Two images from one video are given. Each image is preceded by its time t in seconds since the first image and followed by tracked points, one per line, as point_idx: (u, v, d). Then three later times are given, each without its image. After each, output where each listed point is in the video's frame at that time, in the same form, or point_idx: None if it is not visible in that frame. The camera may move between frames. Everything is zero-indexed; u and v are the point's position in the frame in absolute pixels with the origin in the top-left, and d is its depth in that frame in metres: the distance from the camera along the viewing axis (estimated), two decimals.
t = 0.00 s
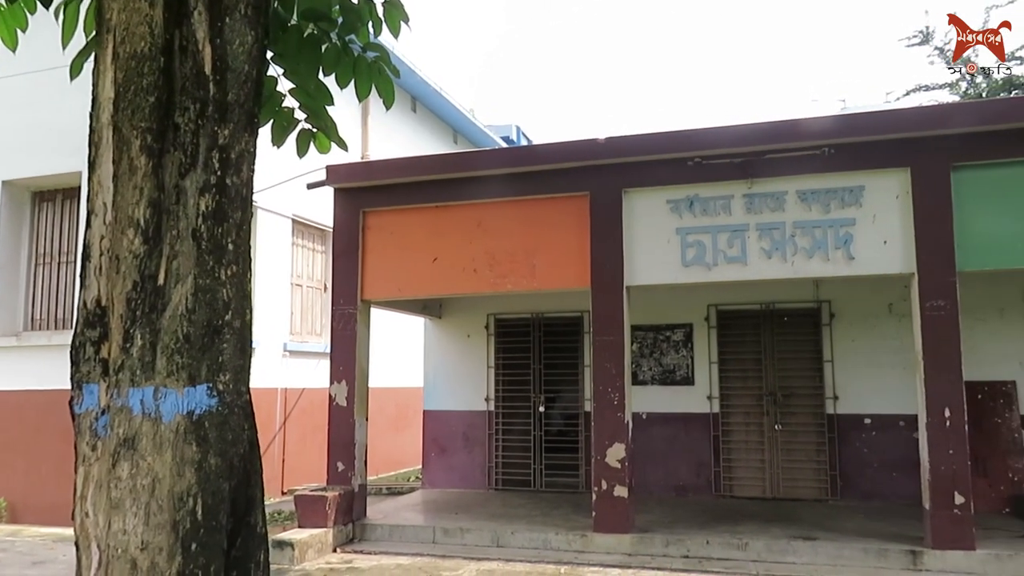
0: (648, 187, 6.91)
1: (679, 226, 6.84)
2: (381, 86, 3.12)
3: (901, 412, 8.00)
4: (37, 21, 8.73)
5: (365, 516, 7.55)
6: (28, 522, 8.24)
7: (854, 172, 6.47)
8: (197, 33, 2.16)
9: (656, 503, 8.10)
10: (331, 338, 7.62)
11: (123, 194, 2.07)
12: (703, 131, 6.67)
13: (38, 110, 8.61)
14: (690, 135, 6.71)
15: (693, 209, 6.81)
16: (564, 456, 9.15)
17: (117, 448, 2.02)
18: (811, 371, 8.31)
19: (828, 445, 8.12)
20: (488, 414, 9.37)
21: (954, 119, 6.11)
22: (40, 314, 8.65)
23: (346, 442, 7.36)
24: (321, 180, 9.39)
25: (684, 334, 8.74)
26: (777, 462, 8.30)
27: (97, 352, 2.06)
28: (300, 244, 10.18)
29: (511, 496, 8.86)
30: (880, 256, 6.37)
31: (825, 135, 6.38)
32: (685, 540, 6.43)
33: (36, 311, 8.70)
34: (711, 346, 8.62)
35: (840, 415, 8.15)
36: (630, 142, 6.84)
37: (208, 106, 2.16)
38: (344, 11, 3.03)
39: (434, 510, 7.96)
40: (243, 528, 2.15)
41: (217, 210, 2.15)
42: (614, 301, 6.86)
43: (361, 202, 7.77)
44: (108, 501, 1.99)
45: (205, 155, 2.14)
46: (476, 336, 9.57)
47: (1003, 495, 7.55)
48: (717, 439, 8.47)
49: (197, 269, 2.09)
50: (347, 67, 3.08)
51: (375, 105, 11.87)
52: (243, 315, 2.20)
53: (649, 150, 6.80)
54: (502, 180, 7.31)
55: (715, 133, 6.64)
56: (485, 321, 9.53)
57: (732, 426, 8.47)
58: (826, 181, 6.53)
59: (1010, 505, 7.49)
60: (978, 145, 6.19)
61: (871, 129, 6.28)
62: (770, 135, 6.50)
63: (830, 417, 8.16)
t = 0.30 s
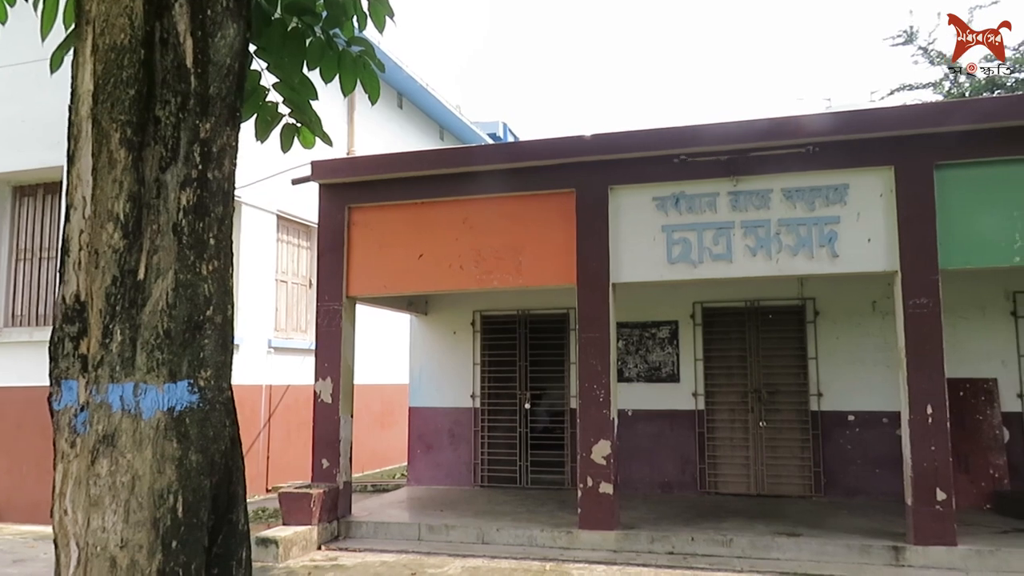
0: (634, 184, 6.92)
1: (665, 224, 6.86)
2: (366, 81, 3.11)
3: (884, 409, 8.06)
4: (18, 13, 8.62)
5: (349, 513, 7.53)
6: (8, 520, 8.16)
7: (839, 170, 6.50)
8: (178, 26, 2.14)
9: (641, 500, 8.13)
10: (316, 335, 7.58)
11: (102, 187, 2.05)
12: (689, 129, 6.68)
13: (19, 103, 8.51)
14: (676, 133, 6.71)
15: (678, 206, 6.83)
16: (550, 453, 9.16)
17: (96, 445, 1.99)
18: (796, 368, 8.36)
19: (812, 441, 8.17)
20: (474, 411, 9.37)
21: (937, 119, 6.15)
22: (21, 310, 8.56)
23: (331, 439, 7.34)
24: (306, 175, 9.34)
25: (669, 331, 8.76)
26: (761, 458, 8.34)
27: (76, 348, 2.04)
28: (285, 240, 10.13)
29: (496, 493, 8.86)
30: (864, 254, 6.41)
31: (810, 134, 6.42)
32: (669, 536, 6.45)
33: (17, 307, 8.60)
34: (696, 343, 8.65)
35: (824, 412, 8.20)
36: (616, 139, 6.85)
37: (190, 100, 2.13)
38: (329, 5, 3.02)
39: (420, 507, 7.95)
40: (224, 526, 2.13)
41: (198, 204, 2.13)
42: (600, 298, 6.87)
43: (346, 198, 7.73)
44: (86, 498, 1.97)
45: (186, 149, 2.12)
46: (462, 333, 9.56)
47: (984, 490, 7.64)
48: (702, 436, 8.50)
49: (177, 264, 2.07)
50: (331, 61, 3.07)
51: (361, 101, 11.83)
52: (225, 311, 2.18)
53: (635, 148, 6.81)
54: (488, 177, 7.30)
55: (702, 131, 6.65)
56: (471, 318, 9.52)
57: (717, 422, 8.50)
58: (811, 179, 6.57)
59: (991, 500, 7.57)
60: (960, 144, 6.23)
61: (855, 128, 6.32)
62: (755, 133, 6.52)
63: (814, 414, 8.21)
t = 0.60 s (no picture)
0: (620, 180, 6.93)
1: (650, 220, 6.87)
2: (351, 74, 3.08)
3: (866, 405, 8.11)
4: None
5: (334, 510, 7.50)
6: None
7: (823, 167, 6.53)
8: (159, 17, 2.11)
9: (626, 496, 8.15)
10: (301, 331, 7.54)
11: (81, 181, 2.01)
12: (675, 125, 6.69)
13: None
14: (663, 129, 6.72)
15: (664, 202, 6.84)
16: (535, 449, 9.16)
17: (74, 442, 1.97)
18: (779, 364, 8.41)
19: (795, 437, 8.22)
20: (459, 407, 9.35)
21: (920, 116, 6.19)
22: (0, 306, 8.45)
23: (316, 435, 7.30)
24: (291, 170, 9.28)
25: (654, 328, 8.79)
26: (745, 454, 8.38)
27: (54, 343, 2.01)
28: (269, 235, 10.06)
29: (482, 489, 8.85)
30: (847, 251, 6.44)
31: (795, 131, 6.44)
32: (654, 532, 6.47)
33: None
34: (681, 339, 8.68)
35: (807, 408, 8.25)
36: (602, 135, 6.85)
37: (170, 92, 2.11)
38: None
39: (405, 504, 7.93)
40: (205, 523, 2.11)
41: (178, 198, 2.10)
42: (585, 294, 6.87)
43: (331, 193, 7.69)
44: (64, 495, 1.94)
45: (166, 142, 2.09)
46: (447, 329, 9.53)
47: (964, 485, 7.71)
48: (687, 432, 8.54)
49: (157, 259, 2.05)
50: (315, 55, 3.04)
51: (347, 96, 11.77)
52: (206, 306, 2.16)
53: (621, 144, 6.82)
54: (474, 172, 7.28)
55: (688, 127, 6.66)
56: (456, 314, 9.50)
57: (702, 418, 8.54)
58: (795, 176, 6.59)
59: (971, 495, 7.64)
60: (943, 142, 6.28)
61: (839, 126, 6.35)
62: (740, 130, 6.54)
63: (798, 410, 8.26)
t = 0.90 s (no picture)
0: (602, 178, 6.94)
1: (633, 218, 6.89)
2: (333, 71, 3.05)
3: (846, 402, 8.19)
4: None
5: (315, 508, 7.46)
6: None
7: (803, 166, 6.58)
8: (136, 11, 2.09)
9: (609, 493, 8.18)
10: (282, 328, 7.50)
11: (56, 176, 1.98)
12: (657, 123, 6.71)
13: None
14: (645, 127, 6.74)
15: (646, 200, 6.85)
16: (517, 446, 9.17)
17: (50, 441, 1.94)
18: (760, 361, 8.46)
19: (776, 434, 8.28)
20: (441, 405, 9.34)
21: (899, 116, 6.25)
22: None
23: (297, 433, 7.26)
24: (272, 167, 9.21)
25: (637, 325, 8.82)
26: (726, 451, 8.44)
27: (28, 341, 1.97)
28: (250, 232, 9.98)
29: (464, 487, 8.85)
30: (827, 249, 6.50)
31: (776, 130, 6.48)
32: (636, 528, 6.50)
33: None
34: (663, 336, 8.72)
35: (788, 405, 8.32)
36: (585, 133, 6.86)
37: (147, 87, 2.09)
38: None
39: (387, 501, 7.91)
40: (183, 522, 2.10)
41: (156, 194, 2.08)
42: (568, 292, 6.88)
43: (313, 190, 7.64)
44: (39, 495, 1.91)
45: (143, 137, 2.07)
46: (430, 327, 9.52)
47: (941, 481, 7.79)
48: (668, 429, 8.58)
49: (135, 255, 2.03)
50: (295, 51, 2.99)
51: (328, 92, 11.70)
52: (183, 303, 2.14)
53: (604, 142, 6.84)
54: (457, 170, 7.26)
55: (670, 126, 6.69)
56: (439, 312, 9.48)
57: (684, 415, 8.58)
58: (776, 175, 6.63)
59: (948, 491, 7.73)
60: (922, 141, 6.34)
61: (819, 125, 6.40)
62: (723, 128, 6.57)
63: (778, 406, 8.32)
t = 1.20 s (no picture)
0: (589, 176, 6.96)
1: (619, 217, 6.91)
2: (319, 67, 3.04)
3: (829, 400, 8.25)
4: None
5: (300, 506, 7.43)
6: None
7: (788, 166, 6.62)
8: (119, 7, 2.07)
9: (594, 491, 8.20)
10: (267, 326, 7.46)
11: (38, 172, 1.95)
12: (643, 123, 6.73)
13: None
14: (632, 126, 6.75)
15: (633, 199, 6.87)
16: (503, 445, 9.17)
17: (31, 439, 1.92)
18: (745, 360, 8.51)
19: (760, 432, 8.34)
20: (427, 403, 9.33)
21: (882, 116, 6.30)
22: None
23: (282, 432, 7.23)
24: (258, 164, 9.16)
25: (622, 324, 8.84)
26: (711, 449, 8.48)
27: (8, 339, 1.93)
28: (235, 230, 9.93)
29: (450, 485, 8.84)
30: (812, 248, 6.54)
31: (762, 130, 6.51)
32: (621, 526, 6.52)
33: None
34: (649, 334, 8.75)
35: (772, 403, 8.37)
36: (571, 132, 6.87)
37: (131, 83, 2.08)
38: None
39: (373, 500, 7.90)
40: (167, 521, 2.09)
41: (139, 191, 2.07)
42: (554, 291, 6.89)
43: (299, 187, 7.61)
44: (20, 494, 1.89)
45: (127, 133, 2.06)
46: (416, 325, 9.50)
47: (923, 479, 7.86)
48: (654, 427, 8.61)
49: (118, 252, 2.01)
50: (281, 48, 2.97)
51: (314, 89, 11.65)
52: (167, 301, 2.13)
53: (590, 141, 6.85)
54: (443, 168, 7.25)
55: (656, 125, 6.71)
56: (425, 310, 9.46)
57: (669, 414, 8.62)
58: (761, 174, 6.67)
59: (930, 488, 7.80)
60: (905, 142, 6.40)
61: (804, 125, 6.44)
62: (709, 128, 6.60)
63: (763, 405, 8.37)
